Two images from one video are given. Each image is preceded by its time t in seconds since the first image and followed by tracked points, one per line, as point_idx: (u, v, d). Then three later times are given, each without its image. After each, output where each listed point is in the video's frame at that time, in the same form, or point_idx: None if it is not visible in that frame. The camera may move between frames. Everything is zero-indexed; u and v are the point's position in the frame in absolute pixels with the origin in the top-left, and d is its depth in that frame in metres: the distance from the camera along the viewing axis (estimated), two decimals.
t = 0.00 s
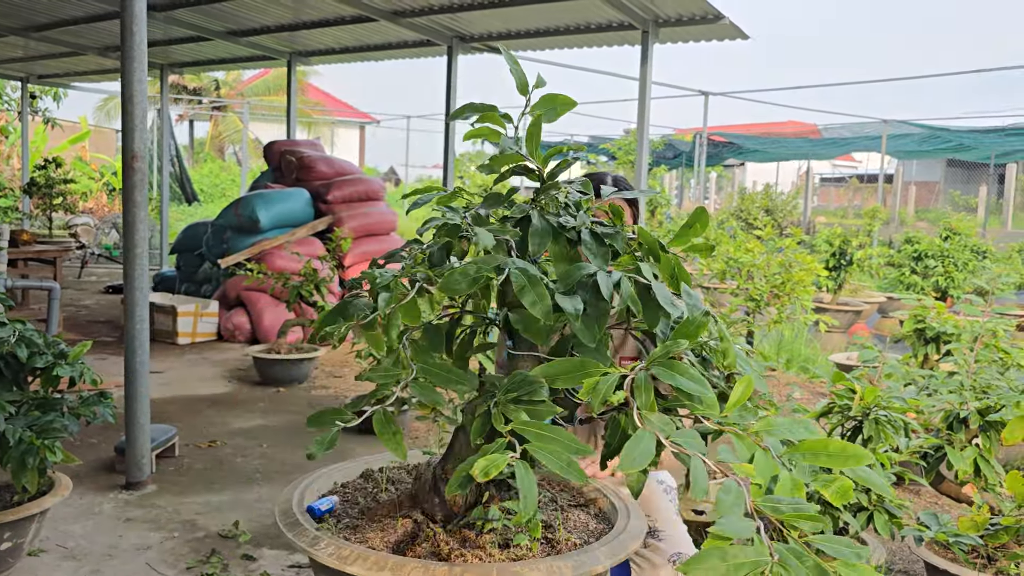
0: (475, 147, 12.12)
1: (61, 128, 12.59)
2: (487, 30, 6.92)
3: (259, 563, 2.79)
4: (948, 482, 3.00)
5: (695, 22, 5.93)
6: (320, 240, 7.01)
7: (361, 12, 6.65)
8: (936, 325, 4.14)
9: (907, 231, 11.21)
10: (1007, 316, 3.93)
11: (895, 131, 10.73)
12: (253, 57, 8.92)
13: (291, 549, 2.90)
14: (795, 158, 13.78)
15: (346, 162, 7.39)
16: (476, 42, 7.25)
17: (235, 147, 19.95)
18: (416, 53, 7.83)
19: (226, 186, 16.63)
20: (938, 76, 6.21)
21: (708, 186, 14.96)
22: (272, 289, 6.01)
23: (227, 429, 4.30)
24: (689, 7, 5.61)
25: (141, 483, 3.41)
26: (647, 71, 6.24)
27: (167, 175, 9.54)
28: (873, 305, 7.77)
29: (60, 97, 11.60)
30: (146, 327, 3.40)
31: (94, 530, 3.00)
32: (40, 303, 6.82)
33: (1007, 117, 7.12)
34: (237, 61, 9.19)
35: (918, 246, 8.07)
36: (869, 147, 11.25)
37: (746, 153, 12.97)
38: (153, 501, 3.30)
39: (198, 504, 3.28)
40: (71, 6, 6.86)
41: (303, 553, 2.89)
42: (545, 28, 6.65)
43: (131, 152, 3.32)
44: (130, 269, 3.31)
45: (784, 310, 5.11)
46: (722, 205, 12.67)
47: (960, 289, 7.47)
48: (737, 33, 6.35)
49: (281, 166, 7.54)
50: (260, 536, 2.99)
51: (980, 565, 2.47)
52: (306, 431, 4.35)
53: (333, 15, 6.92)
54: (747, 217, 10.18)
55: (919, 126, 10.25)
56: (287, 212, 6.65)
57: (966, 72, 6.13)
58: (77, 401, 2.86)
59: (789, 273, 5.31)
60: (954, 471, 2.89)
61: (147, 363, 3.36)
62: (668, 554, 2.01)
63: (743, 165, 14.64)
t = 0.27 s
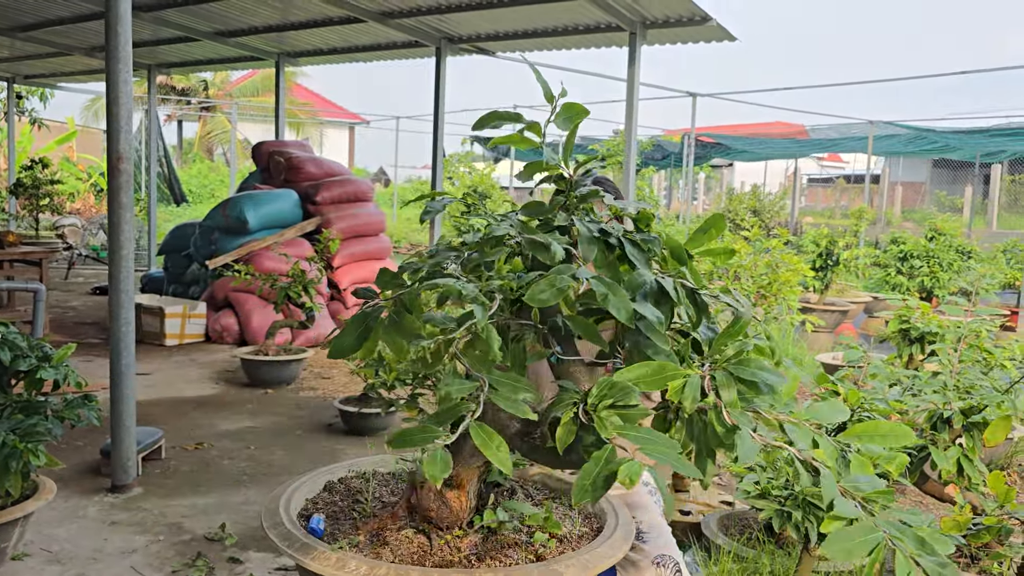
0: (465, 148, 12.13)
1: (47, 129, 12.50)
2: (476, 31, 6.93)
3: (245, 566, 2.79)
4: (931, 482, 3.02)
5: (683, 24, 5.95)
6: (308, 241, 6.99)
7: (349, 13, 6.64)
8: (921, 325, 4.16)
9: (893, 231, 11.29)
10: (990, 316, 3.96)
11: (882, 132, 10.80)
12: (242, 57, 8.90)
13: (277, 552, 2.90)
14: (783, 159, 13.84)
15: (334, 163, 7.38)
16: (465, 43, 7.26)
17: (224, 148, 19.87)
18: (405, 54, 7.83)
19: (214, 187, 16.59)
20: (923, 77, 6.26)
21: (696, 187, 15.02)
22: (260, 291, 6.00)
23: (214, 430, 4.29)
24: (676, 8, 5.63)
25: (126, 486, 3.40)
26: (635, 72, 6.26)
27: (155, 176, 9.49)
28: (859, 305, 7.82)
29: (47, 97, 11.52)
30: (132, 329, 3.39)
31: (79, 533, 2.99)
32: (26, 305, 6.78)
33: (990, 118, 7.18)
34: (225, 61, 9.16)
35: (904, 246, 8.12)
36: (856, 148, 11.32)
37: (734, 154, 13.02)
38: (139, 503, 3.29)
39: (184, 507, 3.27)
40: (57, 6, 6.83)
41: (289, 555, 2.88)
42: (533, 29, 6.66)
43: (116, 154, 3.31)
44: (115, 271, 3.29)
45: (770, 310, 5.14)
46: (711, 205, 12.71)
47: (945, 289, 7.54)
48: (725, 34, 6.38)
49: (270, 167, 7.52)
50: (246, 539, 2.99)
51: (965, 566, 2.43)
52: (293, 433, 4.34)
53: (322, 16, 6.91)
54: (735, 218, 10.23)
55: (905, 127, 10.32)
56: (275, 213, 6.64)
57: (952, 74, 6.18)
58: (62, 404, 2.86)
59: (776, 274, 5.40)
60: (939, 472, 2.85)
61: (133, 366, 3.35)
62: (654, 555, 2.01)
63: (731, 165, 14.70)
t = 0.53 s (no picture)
0: (454, 148, 12.11)
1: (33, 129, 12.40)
2: (464, 31, 6.93)
3: (231, 569, 2.77)
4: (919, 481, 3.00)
5: (671, 25, 5.97)
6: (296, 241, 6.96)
7: (337, 13, 6.62)
8: (907, 324, 4.16)
9: (880, 231, 11.36)
10: (975, 316, 3.98)
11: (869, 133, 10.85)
12: (229, 57, 8.86)
13: (263, 555, 2.88)
14: (770, 159, 13.89)
15: (323, 163, 7.36)
16: (453, 44, 7.26)
17: (212, 148, 19.77)
18: (393, 54, 7.82)
19: (202, 187, 16.51)
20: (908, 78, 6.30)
21: (685, 187, 15.06)
22: (248, 292, 5.96)
23: (200, 432, 4.26)
24: (664, 9, 5.65)
25: (111, 489, 3.38)
26: (623, 73, 6.27)
27: (141, 176, 9.43)
28: (847, 305, 7.86)
29: (32, 97, 11.43)
30: (116, 331, 3.36)
31: (63, 537, 2.96)
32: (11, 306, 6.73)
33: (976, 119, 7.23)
34: (212, 61, 9.11)
35: (891, 246, 8.17)
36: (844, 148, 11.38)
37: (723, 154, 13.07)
38: (124, 506, 3.26)
39: (170, 510, 3.25)
40: (42, 6, 6.78)
41: (275, 558, 2.87)
42: (521, 29, 6.66)
43: (101, 155, 3.28)
44: (99, 274, 3.27)
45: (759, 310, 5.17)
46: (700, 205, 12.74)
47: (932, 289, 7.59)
48: (713, 35, 6.40)
49: (258, 168, 7.48)
50: (232, 542, 2.97)
51: (951, 565, 2.44)
52: (281, 434, 4.32)
53: (309, 15, 6.88)
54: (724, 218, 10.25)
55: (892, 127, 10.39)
56: (263, 213, 6.60)
57: (936, 75, 6.23)
58: (45, 407, 2.83)
59: (764, 274, 5.44)
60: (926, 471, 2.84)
61: (118, 367, 3.32)
62: (636, 558, 2.02)
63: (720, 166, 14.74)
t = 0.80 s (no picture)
0: (444, 149, 12.09)
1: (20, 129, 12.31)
2: (454, 32, 6.93)
3: (220, 574, 2.75)
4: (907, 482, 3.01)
5: (661, 26, 5.99)
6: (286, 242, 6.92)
7: (326, 13, 6.60)
8: (896, 325, 4.18)
9: (869, 232, 11.41)
10: (963, 317, 3.99)
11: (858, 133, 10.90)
12: (218, 57, 8.81)
13: (252, 559, 2.86)
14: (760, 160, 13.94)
15: (312, 164, 7.33)
16: (443, 44, 7.26)
17: (201, 148, 19.67)
18: (383, 54, 7.80)
19: (191, 187, 16.44)
20: (896, 79, 6.33)
21: (675, 187, 15.08)
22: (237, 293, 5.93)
23: (189, 435, 4.23)
24: (653, 10, 5.66)
25: (98, 494, 3.35)
26: (613, 74, 6.28)
27: (129, 177, 9.36)
28: (836, 305, 7.89)
29: (19, 97, 11.35)
30: (103, 334, 3.33)
31: (49, 542, 2.93)
32: None
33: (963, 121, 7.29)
34: (201, 61, 9.07)
35: (879, 247, 8.20)
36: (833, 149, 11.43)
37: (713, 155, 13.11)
38: (112, 511, 3.24)
39: (158, 514, 3.22)
40: (28, 6, 6.72)
41: (265, 562, 2.84)
42: (511, 30, 6.67)
43: (88, 156, 3.25)
44: (86, 277, 3.24)
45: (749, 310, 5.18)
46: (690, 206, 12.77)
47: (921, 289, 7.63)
48: (703, 36, 6.42)
49: (247, 169, 7.45)
50: (221, 546, 2.95)
51: (940, 566, 2.44)
52: (270, 437, 4.30)
53: (298, 16, 6.85)
54: (713, 219, 10.28)
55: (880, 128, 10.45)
56: (252, 214, 6.57)
57: (924, 77, 6.27)
58: (31, 411, 2.80)
59: (754, 275, 5.46)
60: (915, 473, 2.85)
61: (105, 370, 3.29)
62: (629, 562, 1.91)
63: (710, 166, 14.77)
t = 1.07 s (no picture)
0: (435, 150, 12.07)
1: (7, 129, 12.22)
2: (445, 33, 6.93)
3: None
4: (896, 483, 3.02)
5: (652, 28, 6.00)
6: (276, 243, 6.90)
7: (317, 14, 6.58)
8: (886, 327, 4.19)
9: (859, 233, 11.44)
10: (952, 319, 4.01)
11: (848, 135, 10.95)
12: (208, 58, 8.77)
13: (242, 562, 2.84)
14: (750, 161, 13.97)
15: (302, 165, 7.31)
16: (434, 46, 7.26)
17: (190, 149, 19.58)
18: (374, 55, 7.78)
19: (181, 188, 16.36)
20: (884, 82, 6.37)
21: (665, 188, 15.11)
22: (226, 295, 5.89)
23: (179, 438, 4.21)
24: (644, 12, 5.68)
25: (87, 497, 3.33)
26: (604, 75, 6.30)
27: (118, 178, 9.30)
28: (826, 306, 7.91)
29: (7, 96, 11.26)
30: (92, 336, 3.30)
31: (37, 546, 2.91)
32: None
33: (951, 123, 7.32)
34: (191, 62, 9.02)
35: (869, 248, 8.23)
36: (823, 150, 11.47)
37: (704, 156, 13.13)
38: (100, 514, 3.22)
39: (147, 517, 3.20)
40: (16, 5, 6.68)
41: (255, 565, 2.83)
42: (502, 32, 6.67)
43: (76, 157, 3.23)
44: (75, 279, 3.21)
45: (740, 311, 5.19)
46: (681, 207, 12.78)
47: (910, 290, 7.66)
48: (693, 38, 6.43)
49: (237, 169, 7.42)
50: (211, 549, 2.93)
51: (930, 567, 2.45)
52: (260, 439, 4.28)
53: (289, 16, 6.84)
54: (703, 220, 10.29)
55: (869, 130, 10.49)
56: (242, 216, 6.55)
57: (912, 79, 6.30)
58: (18, 414, 2.78)
59: (744, 276, 5.47)
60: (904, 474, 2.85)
61: (94, 372, 3.27)
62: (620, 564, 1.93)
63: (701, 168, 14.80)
